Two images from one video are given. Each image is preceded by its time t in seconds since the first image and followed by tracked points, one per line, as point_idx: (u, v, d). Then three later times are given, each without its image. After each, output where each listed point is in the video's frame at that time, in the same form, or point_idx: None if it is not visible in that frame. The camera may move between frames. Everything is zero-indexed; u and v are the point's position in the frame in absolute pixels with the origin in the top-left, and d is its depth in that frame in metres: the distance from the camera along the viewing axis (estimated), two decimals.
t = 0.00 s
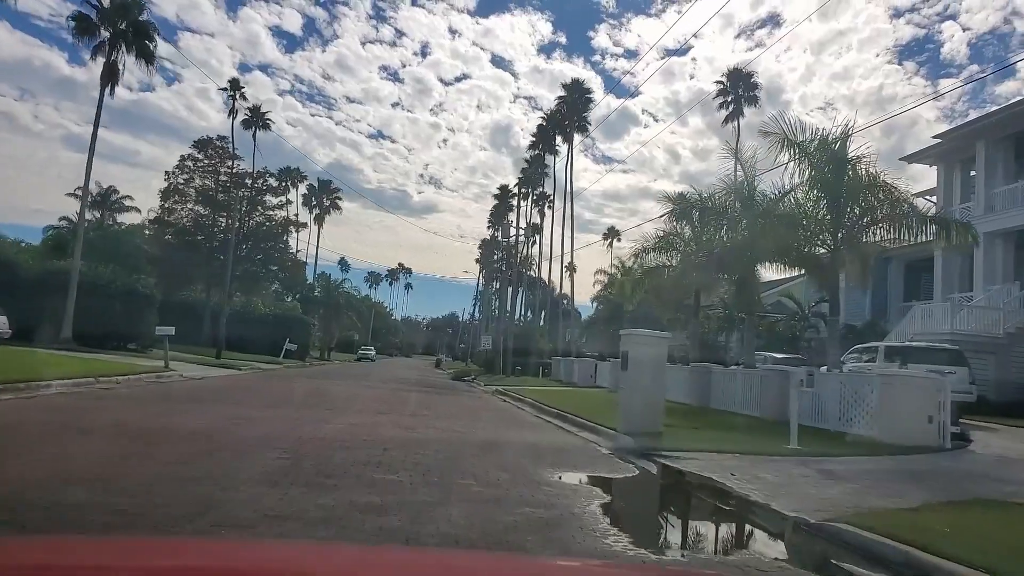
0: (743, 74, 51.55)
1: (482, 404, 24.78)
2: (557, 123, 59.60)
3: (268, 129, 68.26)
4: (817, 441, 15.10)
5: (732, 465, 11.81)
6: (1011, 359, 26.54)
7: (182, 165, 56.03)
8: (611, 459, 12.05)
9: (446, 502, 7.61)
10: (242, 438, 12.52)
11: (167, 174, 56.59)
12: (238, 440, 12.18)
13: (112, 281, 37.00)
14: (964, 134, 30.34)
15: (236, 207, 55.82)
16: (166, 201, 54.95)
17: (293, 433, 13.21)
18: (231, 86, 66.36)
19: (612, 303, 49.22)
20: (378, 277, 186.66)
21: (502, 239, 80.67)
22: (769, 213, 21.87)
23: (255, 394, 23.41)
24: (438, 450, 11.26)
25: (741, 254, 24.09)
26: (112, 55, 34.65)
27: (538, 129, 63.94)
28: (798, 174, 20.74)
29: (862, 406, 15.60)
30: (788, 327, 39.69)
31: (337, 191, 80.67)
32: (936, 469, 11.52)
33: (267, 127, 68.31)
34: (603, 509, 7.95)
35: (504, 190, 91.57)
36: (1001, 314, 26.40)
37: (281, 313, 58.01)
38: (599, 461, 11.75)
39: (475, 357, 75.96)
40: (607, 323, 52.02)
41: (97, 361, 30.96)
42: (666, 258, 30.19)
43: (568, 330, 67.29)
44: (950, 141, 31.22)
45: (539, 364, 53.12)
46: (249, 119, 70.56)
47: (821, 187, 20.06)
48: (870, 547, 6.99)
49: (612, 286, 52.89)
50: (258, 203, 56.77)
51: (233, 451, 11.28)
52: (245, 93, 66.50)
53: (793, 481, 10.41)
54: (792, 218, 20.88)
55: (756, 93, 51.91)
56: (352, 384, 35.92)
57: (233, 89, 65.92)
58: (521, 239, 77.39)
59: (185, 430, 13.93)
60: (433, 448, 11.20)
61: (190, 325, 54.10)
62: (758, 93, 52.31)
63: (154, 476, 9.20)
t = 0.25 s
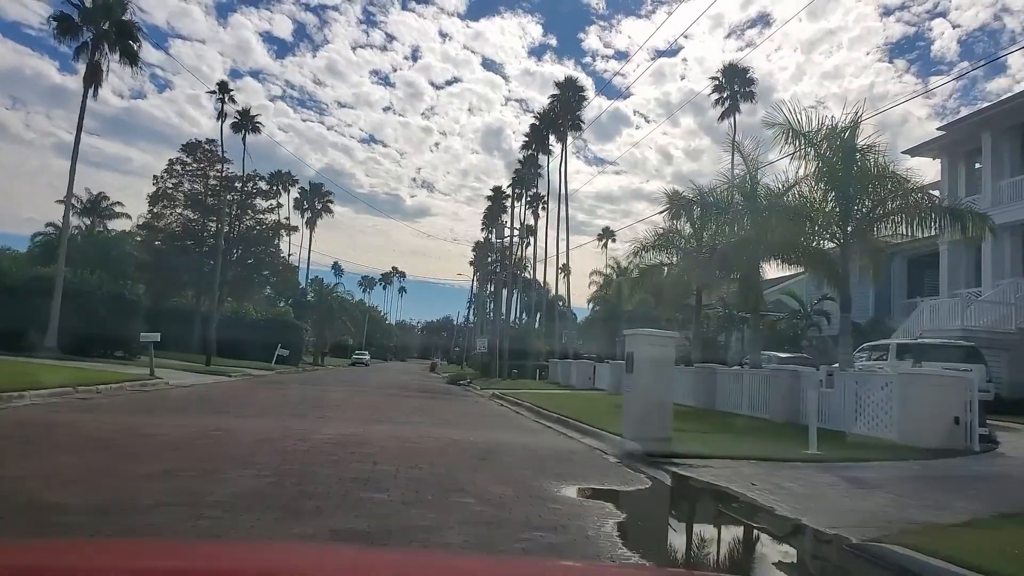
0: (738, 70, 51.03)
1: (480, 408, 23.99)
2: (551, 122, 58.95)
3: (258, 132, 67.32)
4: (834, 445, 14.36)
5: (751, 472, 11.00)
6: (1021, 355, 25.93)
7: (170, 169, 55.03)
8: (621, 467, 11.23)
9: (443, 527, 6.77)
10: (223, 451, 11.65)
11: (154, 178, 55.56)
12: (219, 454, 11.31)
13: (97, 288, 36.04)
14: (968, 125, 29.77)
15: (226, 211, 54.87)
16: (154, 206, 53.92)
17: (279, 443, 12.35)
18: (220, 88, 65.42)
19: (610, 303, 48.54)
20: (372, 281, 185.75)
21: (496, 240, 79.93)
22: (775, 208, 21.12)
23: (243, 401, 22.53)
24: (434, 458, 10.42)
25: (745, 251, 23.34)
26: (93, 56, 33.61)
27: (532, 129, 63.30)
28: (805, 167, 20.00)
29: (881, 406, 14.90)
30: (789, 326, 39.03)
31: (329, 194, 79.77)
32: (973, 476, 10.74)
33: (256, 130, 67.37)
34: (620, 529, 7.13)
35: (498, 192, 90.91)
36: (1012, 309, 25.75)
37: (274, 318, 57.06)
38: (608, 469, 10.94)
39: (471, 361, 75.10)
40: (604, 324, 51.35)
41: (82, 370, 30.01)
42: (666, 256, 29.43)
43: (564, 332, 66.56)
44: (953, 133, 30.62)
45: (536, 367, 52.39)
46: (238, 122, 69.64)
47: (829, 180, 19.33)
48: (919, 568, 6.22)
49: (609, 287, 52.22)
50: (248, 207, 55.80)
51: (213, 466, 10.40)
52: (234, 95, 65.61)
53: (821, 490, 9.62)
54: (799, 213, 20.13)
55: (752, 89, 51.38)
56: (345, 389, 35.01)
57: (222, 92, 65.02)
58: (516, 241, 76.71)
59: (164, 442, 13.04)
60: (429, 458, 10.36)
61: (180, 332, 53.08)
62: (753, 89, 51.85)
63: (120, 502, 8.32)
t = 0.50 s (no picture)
0: (743, 66, 50.42)
1: (480, 409, 23.34)
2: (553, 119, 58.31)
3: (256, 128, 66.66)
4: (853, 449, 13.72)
5: (771, 480, 10.31)
6: None
7: (166, 165, 54.36)
8: (632, 474, 10.55)
9: (441, 547, 6.07)
10: (207, 456, 10.95)
11: (151, 175, 54.87)
12: (203, 459, 10.62)
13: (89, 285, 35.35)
14: (981, 120, 29.11)
15: (223, 208, 54.19)
16: (150, 203, 53.27)
17: (267, 447, 11.66)
18: (218, 84, 64.76)
19: (612, 302, 47.89)
20: (371, 280, 185.12)
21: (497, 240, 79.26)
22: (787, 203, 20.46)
23: (237, 401, 21.88)
24: (432, 464, 9.73)
25: (754, 247, 22.67)
26: (86, 47, 32.94)
27: (533, 126, 62.64)
28: (819, 160, 19.33)
29: (906, 409, 14.31)
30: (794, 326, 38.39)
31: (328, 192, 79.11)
32: (1008, 484, 10.03)
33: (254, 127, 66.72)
34: (639, 547, 6.45)
35: (498, 190, 90.25)
36: None
37: (272, 317, 56.38)
38: (619, 475, 10.26)
39: (471, 361, 74.45)
40: (606, 323, 50.72)
41: (73, 368, 29.37)
42: (671, 254, 28.75)
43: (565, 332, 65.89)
44: (965, 129, 29.95)
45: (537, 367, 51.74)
46: (237, 118, 69.03)
47: (844, 174, 18.66)
48: None
49: (611, 286, 51.58)
50: (245, 204, 55.14)
51: (195, 473, 9.71)
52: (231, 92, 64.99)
53: (850, 499, 8.92)
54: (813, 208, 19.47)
55: (757, 86, 50.77)
56: (342, 390, 34.33)
57: (219, 88, 64.37)
58: (517, 239, 76.06)
59: (147, 445, 12.36)
60: (426, 463, 9.67)
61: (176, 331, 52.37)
62: (757, 86, 51.22)
63: (89, 514, 7.63)
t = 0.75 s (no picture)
0: (742, 62, 49.75)
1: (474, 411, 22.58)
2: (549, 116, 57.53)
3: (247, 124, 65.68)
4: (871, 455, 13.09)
5: (789, 490, 9.55)
6: None
7: (155, 160, 53.38)
8: (642, 484, 9.82)
9: None
10: (181, 464, 10.14)
11: (139, 170, 53.86)
12: (173, 468, 9.79)
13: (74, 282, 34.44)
14: (987, 115, 28.48)
15: (213, 204, 53.25)
16: (138, 199, 52.36)
17: (245, 452, 10.86)
18: (208, 79, 63.75)
19: (609, 301, 47.17)
20: (365, 279, 184.02)
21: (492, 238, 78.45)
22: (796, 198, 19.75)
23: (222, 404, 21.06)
24: (424, 472, 8.91)
25: (759, 244, 21.99)
26: (69, 36, 32.06)
27: (528, 123, 61.84)
28: (829, 153, 18.64)
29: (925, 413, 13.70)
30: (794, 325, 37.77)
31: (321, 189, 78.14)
32: None
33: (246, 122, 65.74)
34: None
35: (493, 188, 89.42)
36: None
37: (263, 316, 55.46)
38: (628, 484, 9.52)
39: (466, 360, 73.66)
40: (603, 323, 50.00)
41: (55, 368, 28.48)
42: (671, 250, 27.99)
43: (561, 332, 65.16)
44: (971, 124, 29.34)
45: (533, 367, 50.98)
46: (227, 114, 68.06)
47: (856, 167, 17.96)
48: None
49: (607, 285, 50.86)
50: (235, 201, 54.20)
51: (167, 484, 8.91)
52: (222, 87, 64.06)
53: (880, 516, 8.17)
54: (821, 202, 18.75)
55: (756, 82, 50.12)
56: (334, 390, 33.50)
57: (210, 83, 63.43)
58: (511, 238, 75.26)
59: (115, 452, 11.50)
60: (416, 470, 8.90)
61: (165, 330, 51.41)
62: (756, 82, 50.59)
63: (32, 538, 6.79)
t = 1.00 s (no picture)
0: (745, 55, 49.10)
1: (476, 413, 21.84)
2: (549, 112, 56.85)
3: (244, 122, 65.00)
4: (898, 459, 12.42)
5: (821, 499, 8.77)
6: None
7: (150, 159, 52.67)
8: (663, 490, 9.11)
9: None
10: (160, 465, 9.44)
11: (134, 169, 53.15)
12: (152, 470, 9.10)
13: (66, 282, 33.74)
14: (1001, 105, 27.79)
15: (209, 204, 52.53)
16: (133, 198, 51.66)
17: (231, 453, 10.17)
18: (204, 77, 63.04)
19: (612, 299, 46.49)
20: (364, 279, 183.37)
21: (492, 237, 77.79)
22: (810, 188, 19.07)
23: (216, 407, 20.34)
24: (424, 483, 8.18)
25: (770, 237, 21.31)
26: (59, 30, 31.35)
27: (528, 120, 61.14)
28: (845, 142, 17.96)
29: (958, 418, 13.07)
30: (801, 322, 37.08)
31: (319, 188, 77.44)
32: None
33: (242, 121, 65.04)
34: None
35: (493, 186, 88.77)
36: None
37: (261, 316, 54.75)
38: (644, 491, 8.78)
39: (466, 360, 72.97)
40: (605, 322, 49.32)
41: (46, 371, 27.76)
42: (676, 245, 27.24)
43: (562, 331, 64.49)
44: (983, 114, 28.64)
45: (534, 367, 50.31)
46: (224, 112, 67.41)
47: (874, 156, 17.28)
48: None
49: (610, 282, 50.19)
50: (232, 199, 53.48)
51: (148, 490, 8.19)
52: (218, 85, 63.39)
53: (930, 531, 7.38)
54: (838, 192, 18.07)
55: (760, 76, 49.47)
56: (333, 391, 32.80)
57: (206, 80, 62.74)
58: (511, 236, 74.54)
59: (93, 450, 10.82)
60: (414, 480, 8.18)
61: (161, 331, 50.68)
62: (759, 76, 49.96)
63: None
